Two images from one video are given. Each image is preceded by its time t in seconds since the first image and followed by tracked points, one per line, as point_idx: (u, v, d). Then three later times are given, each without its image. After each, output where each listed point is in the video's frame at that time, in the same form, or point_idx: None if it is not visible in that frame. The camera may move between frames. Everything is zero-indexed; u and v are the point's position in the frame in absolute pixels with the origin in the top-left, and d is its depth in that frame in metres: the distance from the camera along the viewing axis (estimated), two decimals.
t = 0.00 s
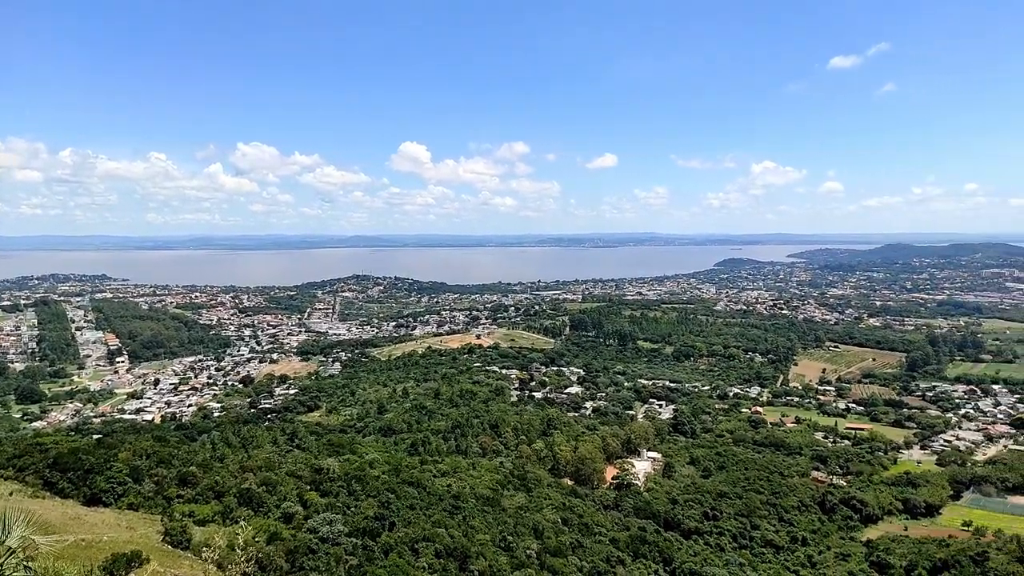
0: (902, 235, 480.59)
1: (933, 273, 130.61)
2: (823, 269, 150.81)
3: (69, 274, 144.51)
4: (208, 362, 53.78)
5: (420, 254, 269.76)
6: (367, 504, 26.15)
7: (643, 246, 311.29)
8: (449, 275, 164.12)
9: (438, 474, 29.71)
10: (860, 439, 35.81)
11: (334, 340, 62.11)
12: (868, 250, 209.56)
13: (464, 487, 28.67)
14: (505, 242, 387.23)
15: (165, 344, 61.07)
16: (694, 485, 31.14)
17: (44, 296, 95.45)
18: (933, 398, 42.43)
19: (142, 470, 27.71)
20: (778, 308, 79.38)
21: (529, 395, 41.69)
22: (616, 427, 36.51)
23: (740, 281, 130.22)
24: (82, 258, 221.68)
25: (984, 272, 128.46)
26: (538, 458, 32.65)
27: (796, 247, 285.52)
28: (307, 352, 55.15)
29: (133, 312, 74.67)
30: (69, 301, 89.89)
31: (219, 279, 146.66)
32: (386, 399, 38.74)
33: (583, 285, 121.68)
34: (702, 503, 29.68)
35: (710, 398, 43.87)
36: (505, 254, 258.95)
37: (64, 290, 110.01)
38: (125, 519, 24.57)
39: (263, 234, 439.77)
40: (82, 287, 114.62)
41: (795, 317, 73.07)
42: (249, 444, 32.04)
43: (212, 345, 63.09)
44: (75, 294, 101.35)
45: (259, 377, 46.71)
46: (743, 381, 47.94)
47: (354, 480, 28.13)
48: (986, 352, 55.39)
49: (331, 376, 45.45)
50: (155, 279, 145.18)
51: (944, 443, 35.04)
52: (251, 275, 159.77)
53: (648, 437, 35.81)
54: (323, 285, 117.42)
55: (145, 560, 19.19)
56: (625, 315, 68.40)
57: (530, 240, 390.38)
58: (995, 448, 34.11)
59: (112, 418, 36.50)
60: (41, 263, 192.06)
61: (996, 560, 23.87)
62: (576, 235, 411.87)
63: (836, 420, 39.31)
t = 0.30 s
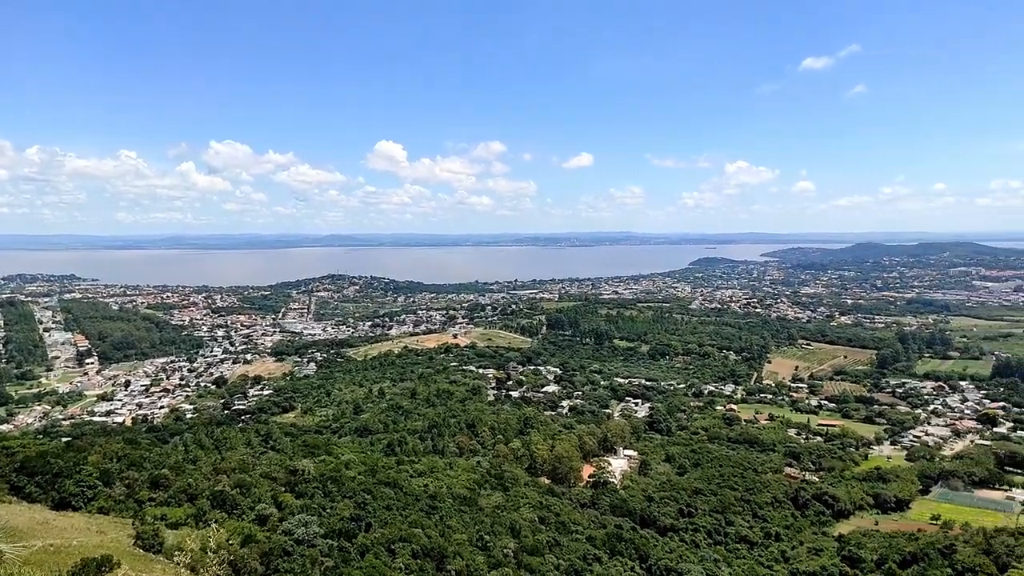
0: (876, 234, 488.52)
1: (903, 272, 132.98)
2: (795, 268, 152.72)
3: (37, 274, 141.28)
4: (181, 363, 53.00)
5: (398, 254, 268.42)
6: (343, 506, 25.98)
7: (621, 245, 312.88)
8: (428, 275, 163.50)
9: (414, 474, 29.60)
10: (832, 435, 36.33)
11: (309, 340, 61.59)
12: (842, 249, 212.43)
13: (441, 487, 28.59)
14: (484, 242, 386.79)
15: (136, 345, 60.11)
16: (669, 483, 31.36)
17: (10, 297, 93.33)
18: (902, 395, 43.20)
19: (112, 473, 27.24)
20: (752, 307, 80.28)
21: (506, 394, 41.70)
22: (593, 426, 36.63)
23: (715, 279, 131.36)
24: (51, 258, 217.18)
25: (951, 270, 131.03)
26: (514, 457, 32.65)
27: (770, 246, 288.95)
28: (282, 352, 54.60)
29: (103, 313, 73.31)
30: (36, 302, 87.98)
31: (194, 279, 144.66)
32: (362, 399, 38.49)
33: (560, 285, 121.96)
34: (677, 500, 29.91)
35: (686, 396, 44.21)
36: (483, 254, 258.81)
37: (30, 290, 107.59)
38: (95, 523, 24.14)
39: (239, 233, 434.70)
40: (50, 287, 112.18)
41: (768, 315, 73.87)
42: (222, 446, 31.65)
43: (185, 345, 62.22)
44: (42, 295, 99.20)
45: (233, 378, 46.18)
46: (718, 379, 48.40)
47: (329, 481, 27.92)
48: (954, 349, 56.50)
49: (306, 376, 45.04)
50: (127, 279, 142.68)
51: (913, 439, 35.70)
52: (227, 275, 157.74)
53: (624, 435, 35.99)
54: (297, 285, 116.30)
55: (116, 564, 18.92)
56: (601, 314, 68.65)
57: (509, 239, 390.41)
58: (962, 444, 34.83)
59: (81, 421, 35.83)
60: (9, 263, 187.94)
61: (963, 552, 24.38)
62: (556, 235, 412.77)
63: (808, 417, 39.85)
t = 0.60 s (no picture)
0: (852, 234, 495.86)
1: (874, 270, 135.21)
2: (769, 267, 154.61)
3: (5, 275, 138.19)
4: (153, 365, 52.25)
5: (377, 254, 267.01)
6: (320, 507, 25.79)
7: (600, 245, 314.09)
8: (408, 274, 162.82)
9: (392, 475, 29.47)
10: (806, 432, 36.80)
11: (284, 340, 61.06)
12: (816, 248, 215.35)
13: (418, 487, 28.51)
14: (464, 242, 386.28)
15: (107, 347, 59.18)
16: (646, 481, 31.53)
17: None
18: (874, 391, 43.89)
19: (83, 476, 26.79)
20: (727, 305, 81.08)
21: (484, 393, 41.66)
22: (571, 425, 36.70)
23: (692, 279, 132.35)
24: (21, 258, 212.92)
25: (921, 269, 133.50)
26: (493, 456, 32.63)
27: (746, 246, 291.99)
28: (257, 353, 54.06)
29: (74, 314, 72.02)
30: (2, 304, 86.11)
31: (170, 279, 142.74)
32: (339, 400, 38.26)
33: (538, 284, 122.17)
34: (654, 498, 30.08)
35: (662, 395, 44.52)
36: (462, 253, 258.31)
37: None
38: (66, 528, 23.73)
39: (216, 233, 429.59)
40: (18, 288, 109.74)
41: (743, 313, 74.64)
42: (196, 448, 31.27)
43: (157, 347, 61.37)
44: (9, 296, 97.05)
45: (207, 379, 45.63)
46: (694, 377, 48.80)
47: (306, 483, 27.71)
48: (924, 346, 57.54)
49: (282, 377, 44.65)
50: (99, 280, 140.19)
51: (885, 435, 36.28)
52: (204, 275, 155.73)
53: (602, 434, 36.11)
54: (272, 285, 115.18)
55: (88, 569, 18.64)
56: (578, 313, 68.86)
57: (489, 239, 390.14)
58: (932, 439, 35.45)
59: (51, 424, 35.19)
60: None
61: (933, 545, 24.83)
62: (536, 234, 413.40)
63: (782, 414, 40.33)
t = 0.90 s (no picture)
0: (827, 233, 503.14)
1: (845, 268, 137.50)
2: (743, 265, 156.40)
3: None
4: (123, 366, 51.33)
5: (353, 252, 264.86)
6: (294, 508, 25.56)
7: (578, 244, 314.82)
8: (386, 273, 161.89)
9: (367, 475, 29.30)
10: (778, 428, 37.26)
11: (257, 340, 60.34)
12: (790, 247, 218.36)
13: (394, 487, 28.37)
14: (443, 240, 384.85)
15: (75, 348, 58.02)
16: (622, 478, 31.72)
17: None
18: (845, 387, 44.58)
19: (50, 480, 26.23)
20: (701, 303, 81.80)
21: (460, 392, 41.58)
22: (547, 423, 36.78)
23: (668, 277, 133.28)
24: None
25: (889, 267, 136.05)
26: (468, 455, 32.59)
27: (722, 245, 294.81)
28: (229, 353, 53.40)
29: (40, 314, 70.42)
30: None
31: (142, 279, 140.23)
32: (313, 400, 37.95)
33: (515, 282, 122.20)
34: (629, 494, 30.28)
35: (638, 392, 44.80)
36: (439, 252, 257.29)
37: None
38: (32, 532, 23.21)
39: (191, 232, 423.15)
40: None
41: (717, 311, 75.37)
42: (167, 450, 30.81)
43: (127, 347, 60.29)
44: None
45: (179, 380, 44.95)
46: (669, 374, 49.19)
47: (280, 484, 27.45)
48: (893, 343, 58.61)
49: (255, 377, 44.15)
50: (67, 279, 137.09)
51: (855, 430, 36.86)
52: (177, 274, 153.25)
53: (578, 431, 36.24)
54: (245, 285, 113.85)
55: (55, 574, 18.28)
56: (554, 311, 69.00)
57: (468, 238, 389.01)
58: (901, 434, 36.12)
59: (16, 427, 34.40)
60: None
61: (902, 539, 25.28)
62: (515, 233, 413.44)
63: (756, 411, 40.80)
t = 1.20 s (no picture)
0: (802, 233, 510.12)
1: (815, 268, 139.73)
2: (716, 264, 158.07)
3: None
4: (90, 369, 50.37)
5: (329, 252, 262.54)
6: (267, 512, 25.29)
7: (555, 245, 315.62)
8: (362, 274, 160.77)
9: (341, 477, 29.10)
10: (750, 426, 37.72)
11: (229, 342, 59.60)
12: (761, 247, 221.42)
13: (368, 489, 28.21)
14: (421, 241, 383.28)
15: (40, 351, 56.80)
16: (597, 477, 31.87)
17: None
18: (815, 385, 45.27)
19: (15, 486, 25.65)
20: (675, 303, 82.46)
21: (434, 393, 41.47)
22: (522, 423, 36.82)
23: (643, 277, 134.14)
24: None
25: (857, 267, 138.58)
26: (444, 456, 32.52)
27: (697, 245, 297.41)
28: (200, 355, 52.71)
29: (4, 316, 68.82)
30: None
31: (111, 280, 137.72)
32: (286, 402, 37.60)
33: (490, 282, 122.13)
34: (604, 493, 30.43)
35: (612, 391, 45.05)
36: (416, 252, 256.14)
37: None
38: None
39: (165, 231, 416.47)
40: None
41: (690, 310, 76.05)
42: (136, 454, 30.32)
43: (94, 350, 59.16)
44: None
45: (148, 382, 44.22)
46: (643, 373, 49.55)
47: (252, 487, 27.15)
48: (862, 341, 59.64)
49: (227, 380, 43.58)
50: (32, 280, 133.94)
51: (825, 427, 37.44)
52: (148, 275, 150.63)
53: (553, 431, 36.34)
54: (216, 285, 112.45)
55: None
56: (529, 311, 69.09)
57: (447, 238, 387.86)
58: (870, 431, 36.76)
59: None
60: None
61: (871, 533, 25.74)
62: (494, 233, 413.13)
63: (728, 409, 41.28)
